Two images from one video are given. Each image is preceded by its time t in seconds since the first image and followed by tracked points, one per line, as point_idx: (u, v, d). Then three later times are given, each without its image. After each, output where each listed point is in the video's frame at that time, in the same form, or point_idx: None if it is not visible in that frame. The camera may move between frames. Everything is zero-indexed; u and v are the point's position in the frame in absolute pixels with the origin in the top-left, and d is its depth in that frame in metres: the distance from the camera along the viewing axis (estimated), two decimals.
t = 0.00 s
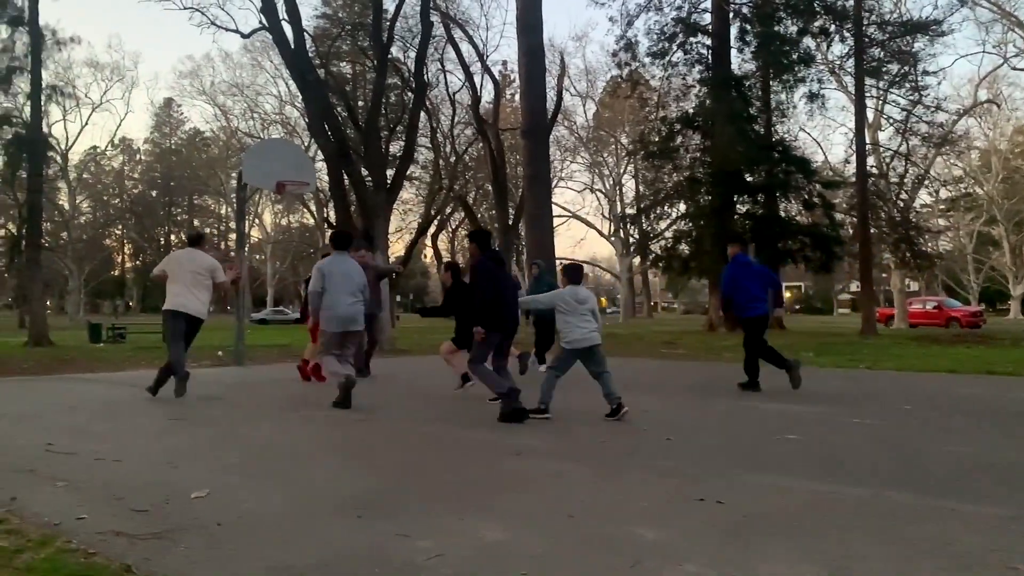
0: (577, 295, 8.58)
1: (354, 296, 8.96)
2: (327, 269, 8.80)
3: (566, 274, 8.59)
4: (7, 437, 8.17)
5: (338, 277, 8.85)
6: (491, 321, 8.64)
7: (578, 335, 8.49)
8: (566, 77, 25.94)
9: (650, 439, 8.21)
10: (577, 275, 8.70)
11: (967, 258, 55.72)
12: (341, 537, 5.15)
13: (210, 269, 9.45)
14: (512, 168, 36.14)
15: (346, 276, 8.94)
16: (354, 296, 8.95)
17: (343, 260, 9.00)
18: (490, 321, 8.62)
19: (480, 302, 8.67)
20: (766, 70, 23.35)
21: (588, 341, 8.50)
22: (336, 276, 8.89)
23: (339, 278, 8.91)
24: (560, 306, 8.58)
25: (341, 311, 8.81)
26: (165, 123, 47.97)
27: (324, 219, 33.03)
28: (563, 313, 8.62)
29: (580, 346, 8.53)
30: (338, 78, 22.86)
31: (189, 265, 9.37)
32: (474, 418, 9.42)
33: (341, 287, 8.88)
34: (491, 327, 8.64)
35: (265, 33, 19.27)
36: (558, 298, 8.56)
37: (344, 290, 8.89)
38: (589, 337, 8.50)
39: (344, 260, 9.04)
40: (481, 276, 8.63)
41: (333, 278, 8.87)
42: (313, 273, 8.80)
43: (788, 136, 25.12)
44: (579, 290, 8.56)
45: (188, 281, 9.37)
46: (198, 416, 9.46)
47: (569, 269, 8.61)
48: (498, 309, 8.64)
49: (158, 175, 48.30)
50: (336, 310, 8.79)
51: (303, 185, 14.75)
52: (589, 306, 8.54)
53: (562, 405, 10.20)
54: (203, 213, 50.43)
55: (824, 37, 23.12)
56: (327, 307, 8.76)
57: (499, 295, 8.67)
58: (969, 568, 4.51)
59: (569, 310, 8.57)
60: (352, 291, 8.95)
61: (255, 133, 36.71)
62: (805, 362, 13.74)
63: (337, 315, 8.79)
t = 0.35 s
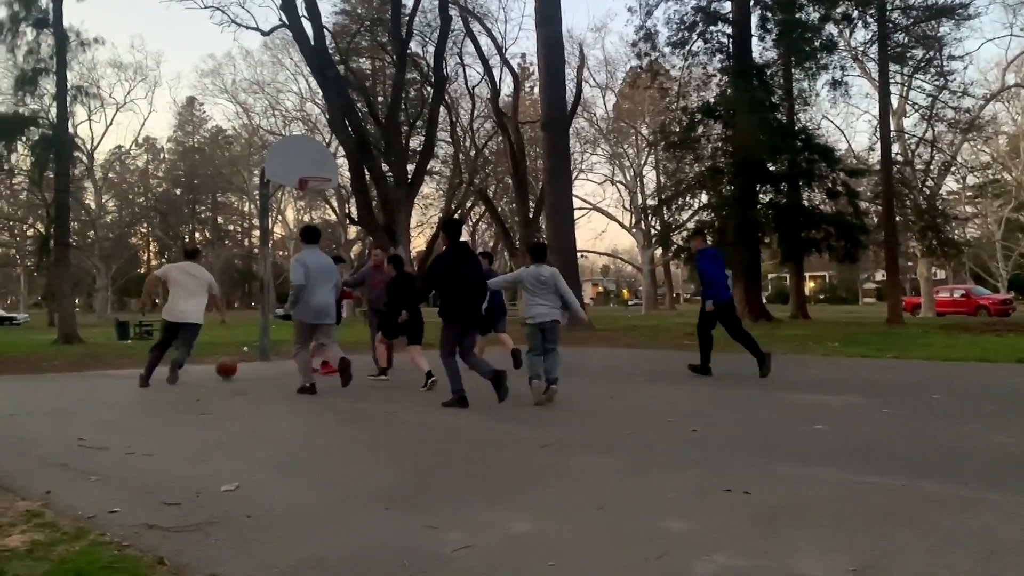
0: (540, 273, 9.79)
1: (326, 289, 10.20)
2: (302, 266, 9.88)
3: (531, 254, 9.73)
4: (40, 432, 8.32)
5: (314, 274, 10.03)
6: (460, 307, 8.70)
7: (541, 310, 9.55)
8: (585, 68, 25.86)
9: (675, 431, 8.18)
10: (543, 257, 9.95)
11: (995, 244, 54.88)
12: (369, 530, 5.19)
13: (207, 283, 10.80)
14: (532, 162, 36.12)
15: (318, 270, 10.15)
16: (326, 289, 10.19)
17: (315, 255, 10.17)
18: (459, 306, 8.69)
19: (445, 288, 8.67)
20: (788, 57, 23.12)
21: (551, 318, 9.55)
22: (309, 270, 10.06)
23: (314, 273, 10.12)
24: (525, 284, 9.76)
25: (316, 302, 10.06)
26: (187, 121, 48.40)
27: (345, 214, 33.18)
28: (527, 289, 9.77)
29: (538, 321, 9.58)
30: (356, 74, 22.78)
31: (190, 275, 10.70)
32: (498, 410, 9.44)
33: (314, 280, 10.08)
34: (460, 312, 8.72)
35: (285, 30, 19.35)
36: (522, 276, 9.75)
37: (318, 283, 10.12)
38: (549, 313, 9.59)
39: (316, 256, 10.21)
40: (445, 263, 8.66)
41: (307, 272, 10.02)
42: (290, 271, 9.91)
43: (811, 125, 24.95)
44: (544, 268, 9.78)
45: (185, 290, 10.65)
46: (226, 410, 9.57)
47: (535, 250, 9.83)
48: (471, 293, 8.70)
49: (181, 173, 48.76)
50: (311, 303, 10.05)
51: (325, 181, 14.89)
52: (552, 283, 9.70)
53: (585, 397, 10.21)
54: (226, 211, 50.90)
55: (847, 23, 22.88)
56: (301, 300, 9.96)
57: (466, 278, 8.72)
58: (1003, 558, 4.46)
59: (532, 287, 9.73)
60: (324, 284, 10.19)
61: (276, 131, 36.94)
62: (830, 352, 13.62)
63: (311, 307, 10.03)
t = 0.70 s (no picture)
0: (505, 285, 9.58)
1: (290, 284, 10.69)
2: (261, 263, 10.54)
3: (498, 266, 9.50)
4: (45, 431, 8.35)
5: (272, 270, 10.54)
6: (425, 299, 8.95)
7: (499, 322, 9.56)
8: (589, 67, 25.89)
9: (679, 430, 8.18)
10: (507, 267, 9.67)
11: (1000, 244, 54.76)
12: (373, 529, 5.18)
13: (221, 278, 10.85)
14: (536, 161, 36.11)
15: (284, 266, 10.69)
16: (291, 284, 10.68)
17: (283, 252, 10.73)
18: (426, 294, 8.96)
19: (413, 273, 8.94)
20: (792, 56, 23.03)
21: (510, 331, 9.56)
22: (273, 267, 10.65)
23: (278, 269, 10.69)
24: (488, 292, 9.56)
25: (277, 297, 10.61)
26: (192, 121, 48.45)
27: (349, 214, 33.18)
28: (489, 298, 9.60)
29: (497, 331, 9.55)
30: (361, 74, 22.82)
31: (203, 268, 10.83)
32: (502, 410, 9.44)
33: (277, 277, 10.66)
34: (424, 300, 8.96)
35: (289, 30, 19.37)
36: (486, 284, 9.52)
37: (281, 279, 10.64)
38: (508, 325, 9.56)
39: (285, 254, 10.76)
40: (413, 258, 8.96)
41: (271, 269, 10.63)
42: (252, 267, 10.60)
43: (815, 124, 24.88)
44: (510, 283, 9.55)
45: (195, 283, 10.73)
46: (230, 409, 9.61)
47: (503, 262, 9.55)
48: (438, 283, 9.05)
49: (186, 172, 48.90)
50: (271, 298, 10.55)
51: (329, 180, 14.91)
52: (515, 298, 9.61)
53: (589, 396, 10.21)
54: (231, 210, 50.98)
55: (851, 22, 22.80)
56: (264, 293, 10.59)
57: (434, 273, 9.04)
58: (1009, 559, 4.44)
59: (495, 297, 9.56)
60: (289, 280, 10.69)
61: (280, 130, 37.00)
62: (834, 352, 13.60)
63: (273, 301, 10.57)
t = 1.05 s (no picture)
0: (457, 286, 10.45)
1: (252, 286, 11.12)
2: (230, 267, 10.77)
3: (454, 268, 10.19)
4: (36, 432, 8.31)
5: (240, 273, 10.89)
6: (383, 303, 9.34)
7: (458, 317, 10.09)
8: (584, 70, 25.82)
9: (673, 433, 8.19)
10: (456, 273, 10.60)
11: (993, 249, 55.01)
12: (365, 531, 5.17)
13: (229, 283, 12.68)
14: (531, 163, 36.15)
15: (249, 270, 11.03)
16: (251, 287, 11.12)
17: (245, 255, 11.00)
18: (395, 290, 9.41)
19: (377, 276, 9.35)
20: (786, 61, 23.03)
21: (467, 324, 10.09)
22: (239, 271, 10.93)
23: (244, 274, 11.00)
24: (443, 292, 10.32)
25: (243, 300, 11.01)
26: (186, 122, 48.31)
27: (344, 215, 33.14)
28: (443, 298, 10.34)
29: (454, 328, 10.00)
30: (356, 75, 22.81)
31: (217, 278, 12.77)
32: (496, 412, 9.45)
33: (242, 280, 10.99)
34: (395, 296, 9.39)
35: (285, 32, 19.34)
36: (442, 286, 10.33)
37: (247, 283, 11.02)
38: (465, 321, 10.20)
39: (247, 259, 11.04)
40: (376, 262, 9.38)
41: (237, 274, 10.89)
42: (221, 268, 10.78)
43: (809, 128, 24.96)
44: (462, 282, 10.45)
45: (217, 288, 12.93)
46: (223, 410, 9.60)
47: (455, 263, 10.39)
48: (397, 287, 9.43)
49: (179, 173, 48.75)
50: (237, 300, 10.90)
51: (324, 182, 14.94)
52: (468, 296, 10.43)
53: (583, 398, 10.20)
54: (225, 211, 50.89)
55: (845, 26, 22.75)
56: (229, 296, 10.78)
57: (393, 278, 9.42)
58: (1000, 562, 4.45)
59: (450, 297, 10.33)
60: (252, 282, 11.08)
61: (275, 131, 36.92)
62: (828, 355, 13.64)
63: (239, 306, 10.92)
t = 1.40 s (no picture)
0: (416, 288, 10.51)
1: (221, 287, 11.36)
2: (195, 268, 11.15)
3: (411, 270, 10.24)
4: (29, 431, 8.27)
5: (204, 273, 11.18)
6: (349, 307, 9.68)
7: (417, 320, 10.29)
8: (580, 71, 25.81)
9: (669, 433, 8.19)
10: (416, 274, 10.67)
11: (986, 251, 55.22)
12: (360, 531, 5.16)
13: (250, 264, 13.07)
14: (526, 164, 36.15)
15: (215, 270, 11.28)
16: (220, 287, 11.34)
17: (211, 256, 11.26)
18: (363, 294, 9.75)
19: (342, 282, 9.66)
20: (782, 62, 23.04)
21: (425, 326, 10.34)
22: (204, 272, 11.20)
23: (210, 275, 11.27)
24: (402, 294, 10.36)
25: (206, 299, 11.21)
26: (181, 121, 48.16)
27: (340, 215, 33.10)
28: (403, 299, 10.44)
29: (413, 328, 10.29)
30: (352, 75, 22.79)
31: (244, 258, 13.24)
32: (491, 412, 9.44)
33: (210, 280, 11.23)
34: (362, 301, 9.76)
35: (281, 31, 19.31)
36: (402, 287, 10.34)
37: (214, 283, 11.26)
38: (423, 322, 10.41)
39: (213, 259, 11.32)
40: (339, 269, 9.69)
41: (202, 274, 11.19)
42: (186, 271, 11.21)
43: (804, 129, 24.99)
44: (421, 284, 10.49)
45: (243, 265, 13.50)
46: (217, 410, 9.57)
47: (413, 266, 10.46)
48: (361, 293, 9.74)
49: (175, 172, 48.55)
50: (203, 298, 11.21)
51: (319, 182, 14.89)
52: (426, 298, 10.52)
53: (577, 399, 10.21)
54: (220, 210, 50.78)
55: (841, 29, 22.80)
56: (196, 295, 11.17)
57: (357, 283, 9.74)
58: (995, 563, 4.46)
59: (409, 299, 10.42)
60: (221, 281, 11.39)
61: (270, 130, 36.84)
62: (822, 356, 13.69)
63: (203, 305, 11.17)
